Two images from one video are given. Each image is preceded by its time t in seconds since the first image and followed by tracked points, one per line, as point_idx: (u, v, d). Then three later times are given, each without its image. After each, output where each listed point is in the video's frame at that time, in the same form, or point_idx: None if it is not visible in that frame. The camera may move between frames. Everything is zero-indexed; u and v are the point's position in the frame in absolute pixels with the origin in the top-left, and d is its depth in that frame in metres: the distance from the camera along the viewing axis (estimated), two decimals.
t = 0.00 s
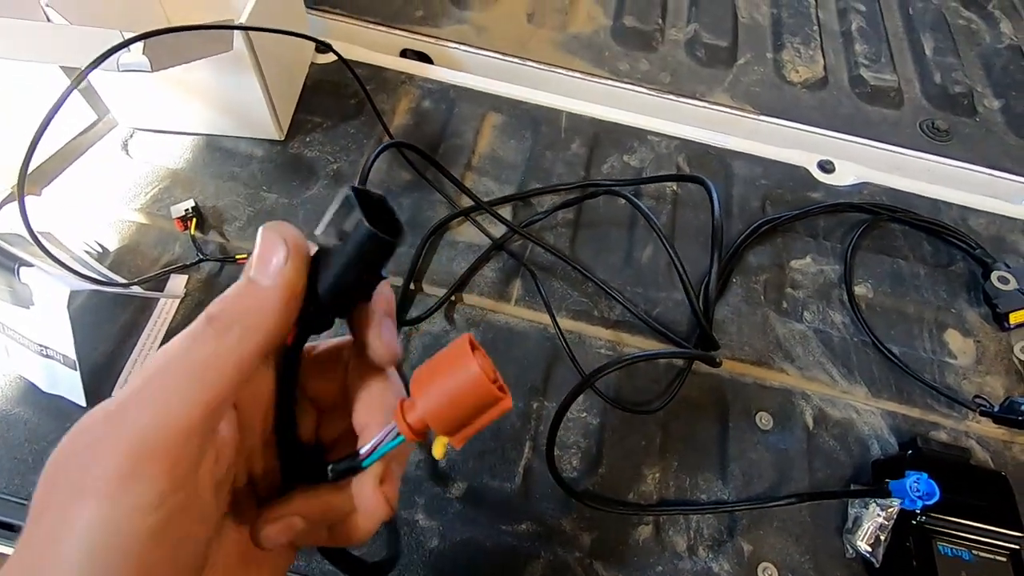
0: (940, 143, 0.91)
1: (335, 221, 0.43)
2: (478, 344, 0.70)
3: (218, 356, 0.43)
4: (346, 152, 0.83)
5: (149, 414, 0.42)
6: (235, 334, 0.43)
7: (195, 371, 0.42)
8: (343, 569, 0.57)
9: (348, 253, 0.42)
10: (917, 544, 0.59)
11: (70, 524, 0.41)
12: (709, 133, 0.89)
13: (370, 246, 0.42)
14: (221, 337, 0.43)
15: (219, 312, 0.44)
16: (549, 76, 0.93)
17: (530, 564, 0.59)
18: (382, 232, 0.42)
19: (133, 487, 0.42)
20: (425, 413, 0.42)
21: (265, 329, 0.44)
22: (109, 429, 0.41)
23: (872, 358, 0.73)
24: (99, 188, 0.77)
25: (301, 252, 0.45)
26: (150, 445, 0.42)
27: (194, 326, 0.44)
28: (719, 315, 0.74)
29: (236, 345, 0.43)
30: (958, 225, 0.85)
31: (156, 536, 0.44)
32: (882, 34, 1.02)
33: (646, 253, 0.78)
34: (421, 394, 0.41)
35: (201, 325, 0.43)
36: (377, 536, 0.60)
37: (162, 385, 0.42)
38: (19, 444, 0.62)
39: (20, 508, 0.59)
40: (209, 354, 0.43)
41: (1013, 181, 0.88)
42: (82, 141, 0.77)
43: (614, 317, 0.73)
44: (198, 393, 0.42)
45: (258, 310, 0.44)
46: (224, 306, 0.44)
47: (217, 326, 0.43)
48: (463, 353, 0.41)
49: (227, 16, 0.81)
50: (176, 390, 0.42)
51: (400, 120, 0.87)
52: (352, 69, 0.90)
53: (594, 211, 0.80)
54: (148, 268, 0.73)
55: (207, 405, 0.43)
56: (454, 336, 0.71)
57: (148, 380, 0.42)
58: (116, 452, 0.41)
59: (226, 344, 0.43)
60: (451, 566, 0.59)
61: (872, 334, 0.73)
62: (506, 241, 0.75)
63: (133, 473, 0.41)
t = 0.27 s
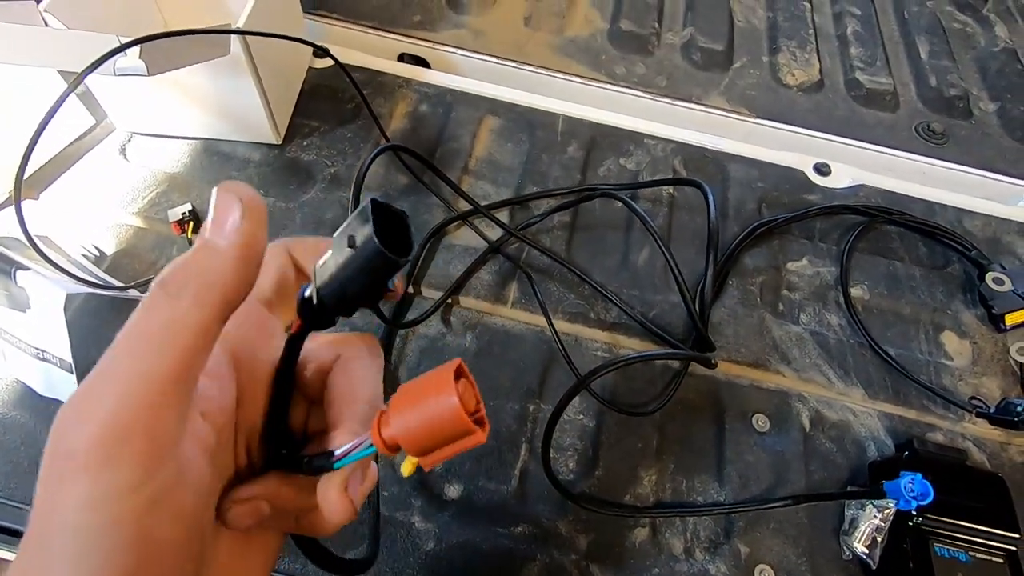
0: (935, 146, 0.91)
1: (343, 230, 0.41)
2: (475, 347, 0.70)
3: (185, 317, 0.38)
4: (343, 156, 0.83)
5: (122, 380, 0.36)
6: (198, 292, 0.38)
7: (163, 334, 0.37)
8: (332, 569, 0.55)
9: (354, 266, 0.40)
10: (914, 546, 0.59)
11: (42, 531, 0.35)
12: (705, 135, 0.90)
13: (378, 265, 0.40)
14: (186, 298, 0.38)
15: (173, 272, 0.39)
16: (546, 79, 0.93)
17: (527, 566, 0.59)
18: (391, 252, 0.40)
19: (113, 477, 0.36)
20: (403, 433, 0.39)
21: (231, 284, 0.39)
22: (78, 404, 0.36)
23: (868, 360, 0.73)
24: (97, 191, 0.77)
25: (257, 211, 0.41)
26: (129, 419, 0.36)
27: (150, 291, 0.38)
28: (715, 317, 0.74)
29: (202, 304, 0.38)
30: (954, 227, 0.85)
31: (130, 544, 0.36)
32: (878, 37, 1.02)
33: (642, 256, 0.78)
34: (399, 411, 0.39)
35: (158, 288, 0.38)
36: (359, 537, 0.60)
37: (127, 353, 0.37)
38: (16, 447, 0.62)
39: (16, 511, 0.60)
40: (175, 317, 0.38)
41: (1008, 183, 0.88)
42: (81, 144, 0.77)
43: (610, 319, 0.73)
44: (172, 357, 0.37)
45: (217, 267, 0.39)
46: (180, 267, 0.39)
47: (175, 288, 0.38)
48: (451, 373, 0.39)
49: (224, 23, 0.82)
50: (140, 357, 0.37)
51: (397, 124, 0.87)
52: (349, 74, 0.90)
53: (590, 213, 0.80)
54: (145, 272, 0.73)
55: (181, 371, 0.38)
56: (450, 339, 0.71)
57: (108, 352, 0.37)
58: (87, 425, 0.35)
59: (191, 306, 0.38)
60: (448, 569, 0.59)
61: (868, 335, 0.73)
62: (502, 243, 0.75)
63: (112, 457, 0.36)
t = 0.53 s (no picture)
0: (932, 147, 0.91)
1: (380, 184, 0.47)
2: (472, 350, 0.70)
3: (244, 356, 0.41)
4: (340, 159, 0.83)
5: (173, 406, 0.39)
6: (257, 334, 0.41)
7: (218, 369, 0.40)
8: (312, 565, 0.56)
9: (397, 211, 0.46)
10: (913, 548, 0.59)
11: (86, 531, 0.39)
12: (703, 138, 0.90)
13: (421, 211, 0.47)
14: (243, 335, 0.41)
15: (236, 305, 0.42)
16: (544, 82, 0.93)
17: (524, 570, 0.59)
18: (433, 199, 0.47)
19: (157, 498, 0.39)
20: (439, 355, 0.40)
21: (289, 330, 0.43)
22: (131, 420, 0.39)
23: (866, 361, 0.73)
24: (94, 196, 0.77)
25: (320, 263, 0.45)
26: (176, 448, 0.39)
27: (214, 317, 0.41)
28: (713, 319, 0.74)
29: (257, 343, 0.41)
30: (951, 228, 0.85)
31: (164, 554, 0.40)
32: (875, 39, 1.03)
33: (640, 258, 0.78)
34: (439, 335, 0.40)
35: (223, 318, 0.41)
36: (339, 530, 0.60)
37: (180, 382, 0.39)
38: (12, 451, 0.62)
39: (11, 516, 0.59)
40: (231, 355, 0.40)
41: (1006, 184, 0.88)
42: (76, 148, 0.77)
43: (608, 322, 0.73)
44: (225, 392, 0.40)
45: (283, 311, 0.43)
46: (245, 302, 0.42)
47: (237, 322, 0.41)
48: (473, 302, 0.41)
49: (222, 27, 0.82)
50: (196, 388, 0.39)
51: (394, 127, 0.87)
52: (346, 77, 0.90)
53: (588, 216, 0.80)
54: (141, 275, 0.73)
55: (231, 406, 0.41)
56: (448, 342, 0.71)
57: (163, 371, 0.39)
58: (137, 444, 0.38)
59: (248, 345, 0.41)
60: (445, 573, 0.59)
61: (866, 337, 0.73)
62: (499, 246, 0.75)
63: (159, 479, 0.39)
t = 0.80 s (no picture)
0: (932, 148, 0.91)
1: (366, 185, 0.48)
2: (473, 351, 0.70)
3: (236, 349, 0.41)
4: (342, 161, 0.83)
5: (174, 401, 0.40)
6: (250, 324, 0.42)
7: (213, 362, 0.41)
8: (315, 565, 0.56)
9: (386, 203, 0.46)
10: (914, 548, 0.59)
11: (93, 528, 0.40)
12: (703, 139, 0.90)
13: (410, 205, 0.47)
14: (235, 328, 0.41)
15: (227, 296, 0.42)
16: (544, 84, 0.93)
17: (526, 570, 0.59)
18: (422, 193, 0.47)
19: (162, 495, 0.40)
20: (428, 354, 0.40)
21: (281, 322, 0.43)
22: (132, 418, 0.40)
23: (867, 362, 0.73)
24: (97, 199, 0.77)
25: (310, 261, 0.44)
26: (178, 444, 0.40)
27: (204, 308, 0.41)
28: (714, 320, 0.74)
29: (250, 335, 0.42)
30: (952, 229, 0.85)
31: (173, 546, 0.42)
32: (875, 40, 1.03)
33: (641, 260, 0.78)
34: (427, 335, 0.40)
35: (213, 310, 0.41)
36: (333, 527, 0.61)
37: (178, 377, 0.40)
38: (17, 453, 0.62)
39: (14, 517, 0.59)
40: (224, 348, 0.41)
41: (1006, 185, 0.88)
42: (80, 151, 0.78)
43: (609, 323, 0.73)
44: (220, 384, 0.41)
45: (273, 302, 0.43)
46: (233, 294, 0.42)
47: (230, 315, 0.41)
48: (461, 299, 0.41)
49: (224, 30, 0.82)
50: (192, 384, 0.40)
51: (396, 129, 0.87)
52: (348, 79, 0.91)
53: (589, 217, 0.80)
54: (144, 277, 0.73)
55: (229, 399, 0.42)
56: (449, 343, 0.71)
57: (159, 367, 0.40)
58: (141, 440, 0.40)
59: (242, 335, 0.41)
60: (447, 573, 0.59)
61: (866, 337, 0.73)
62: (501, 248, 0.75)
63: (164, 474, 0.40)
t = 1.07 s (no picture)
0: (933, 148, 0.91)
1: (356, 181, 0.47)
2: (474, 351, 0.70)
3: (200, 348, 0.42)
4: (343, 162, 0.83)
5: (141, 404, 0.41)
6: (215, 321, 0.43)
7: (178, 362, 0.41)
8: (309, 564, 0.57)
9: (374, 204, 0.46)
10: (916, 549, 0.59)
11: (67, 543, 0.40)
12: (704, 139, 0.90)
13: (398, 205, 0.46)
14: (200, 325, 0.42)
15: (192, 293, 0.43)
16: (545, 85, 0.93)
17: (527, 570, 0.59)
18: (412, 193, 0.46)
19: (135, 502, 0.41)
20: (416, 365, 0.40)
21: (249, 318, 0.44)
22: (101, 423, 0.41)
23: (868, 362, 0.73)
24: (99, 201, 0.78)
25: (287, 258, 0.45)
26: (149, 450, 0.41)
27: (168, 310, 0.42)
28: (714, 320, 0.74)
29: (215, 332, 0.43)
30: (953, 229, 0.85)
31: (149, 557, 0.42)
32: (875, 41, 1.03)
33: (642, 260, 0.78)
34: (414, 346, 0.40)
35: (175, 308, 0.42)
36: (333, 526, 0.61)
37: (144, 379, 0.41)
38: (18, 453, 0.63)
39: (16, 518, 0.59)
40: (187, 346, 0.42)
41: (1007, 185, 0.88)
42: (82, 153, 0.77)
43: (610, 323, 0.73)
44: (187, 384, 0.42)
45: (239, 302, 0.44)
46: (198, 290, 0.43)
47: (196, 313, 0.42)
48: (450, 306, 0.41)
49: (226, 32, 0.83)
50: (157, 386, 0.41)
51: (397, 130, 0.87)
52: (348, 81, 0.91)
53: (589, 218, 0.80)
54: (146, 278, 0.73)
55: (198, 399, 0.42)
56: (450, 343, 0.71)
57: (125, 371, 0.41)
58: (110, 445, 0.40)
59: (208, 332, 0.42)
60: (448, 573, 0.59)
61: (867, 337, 0.73)
62: (501, 248, 0.75)
63: (135, 482, 0.41)
